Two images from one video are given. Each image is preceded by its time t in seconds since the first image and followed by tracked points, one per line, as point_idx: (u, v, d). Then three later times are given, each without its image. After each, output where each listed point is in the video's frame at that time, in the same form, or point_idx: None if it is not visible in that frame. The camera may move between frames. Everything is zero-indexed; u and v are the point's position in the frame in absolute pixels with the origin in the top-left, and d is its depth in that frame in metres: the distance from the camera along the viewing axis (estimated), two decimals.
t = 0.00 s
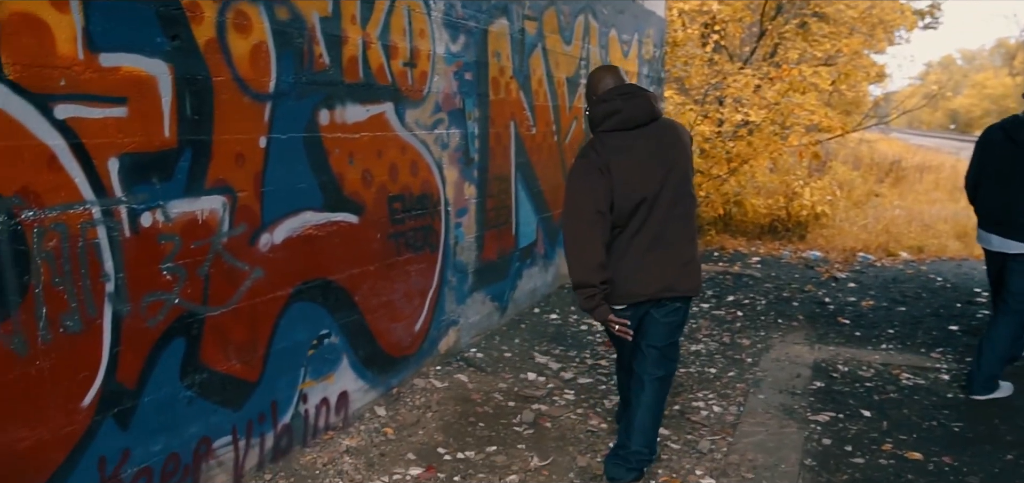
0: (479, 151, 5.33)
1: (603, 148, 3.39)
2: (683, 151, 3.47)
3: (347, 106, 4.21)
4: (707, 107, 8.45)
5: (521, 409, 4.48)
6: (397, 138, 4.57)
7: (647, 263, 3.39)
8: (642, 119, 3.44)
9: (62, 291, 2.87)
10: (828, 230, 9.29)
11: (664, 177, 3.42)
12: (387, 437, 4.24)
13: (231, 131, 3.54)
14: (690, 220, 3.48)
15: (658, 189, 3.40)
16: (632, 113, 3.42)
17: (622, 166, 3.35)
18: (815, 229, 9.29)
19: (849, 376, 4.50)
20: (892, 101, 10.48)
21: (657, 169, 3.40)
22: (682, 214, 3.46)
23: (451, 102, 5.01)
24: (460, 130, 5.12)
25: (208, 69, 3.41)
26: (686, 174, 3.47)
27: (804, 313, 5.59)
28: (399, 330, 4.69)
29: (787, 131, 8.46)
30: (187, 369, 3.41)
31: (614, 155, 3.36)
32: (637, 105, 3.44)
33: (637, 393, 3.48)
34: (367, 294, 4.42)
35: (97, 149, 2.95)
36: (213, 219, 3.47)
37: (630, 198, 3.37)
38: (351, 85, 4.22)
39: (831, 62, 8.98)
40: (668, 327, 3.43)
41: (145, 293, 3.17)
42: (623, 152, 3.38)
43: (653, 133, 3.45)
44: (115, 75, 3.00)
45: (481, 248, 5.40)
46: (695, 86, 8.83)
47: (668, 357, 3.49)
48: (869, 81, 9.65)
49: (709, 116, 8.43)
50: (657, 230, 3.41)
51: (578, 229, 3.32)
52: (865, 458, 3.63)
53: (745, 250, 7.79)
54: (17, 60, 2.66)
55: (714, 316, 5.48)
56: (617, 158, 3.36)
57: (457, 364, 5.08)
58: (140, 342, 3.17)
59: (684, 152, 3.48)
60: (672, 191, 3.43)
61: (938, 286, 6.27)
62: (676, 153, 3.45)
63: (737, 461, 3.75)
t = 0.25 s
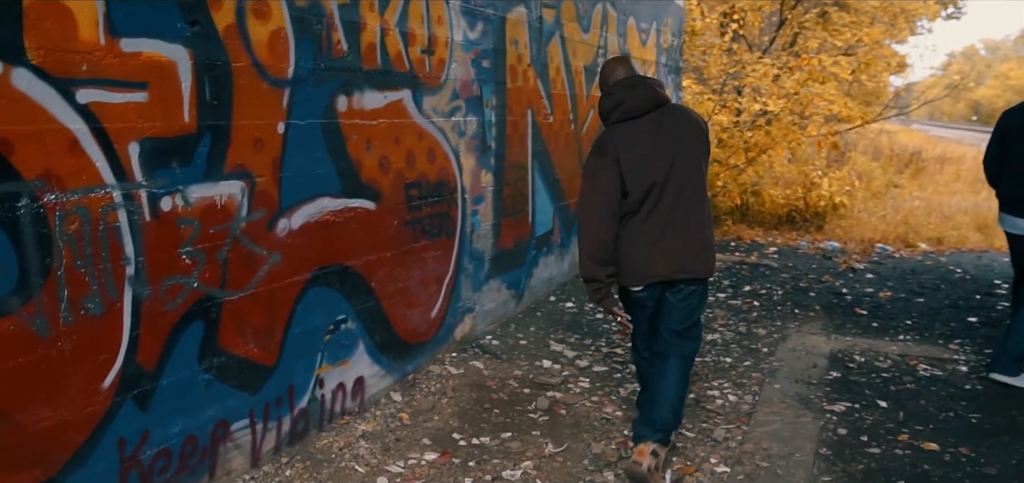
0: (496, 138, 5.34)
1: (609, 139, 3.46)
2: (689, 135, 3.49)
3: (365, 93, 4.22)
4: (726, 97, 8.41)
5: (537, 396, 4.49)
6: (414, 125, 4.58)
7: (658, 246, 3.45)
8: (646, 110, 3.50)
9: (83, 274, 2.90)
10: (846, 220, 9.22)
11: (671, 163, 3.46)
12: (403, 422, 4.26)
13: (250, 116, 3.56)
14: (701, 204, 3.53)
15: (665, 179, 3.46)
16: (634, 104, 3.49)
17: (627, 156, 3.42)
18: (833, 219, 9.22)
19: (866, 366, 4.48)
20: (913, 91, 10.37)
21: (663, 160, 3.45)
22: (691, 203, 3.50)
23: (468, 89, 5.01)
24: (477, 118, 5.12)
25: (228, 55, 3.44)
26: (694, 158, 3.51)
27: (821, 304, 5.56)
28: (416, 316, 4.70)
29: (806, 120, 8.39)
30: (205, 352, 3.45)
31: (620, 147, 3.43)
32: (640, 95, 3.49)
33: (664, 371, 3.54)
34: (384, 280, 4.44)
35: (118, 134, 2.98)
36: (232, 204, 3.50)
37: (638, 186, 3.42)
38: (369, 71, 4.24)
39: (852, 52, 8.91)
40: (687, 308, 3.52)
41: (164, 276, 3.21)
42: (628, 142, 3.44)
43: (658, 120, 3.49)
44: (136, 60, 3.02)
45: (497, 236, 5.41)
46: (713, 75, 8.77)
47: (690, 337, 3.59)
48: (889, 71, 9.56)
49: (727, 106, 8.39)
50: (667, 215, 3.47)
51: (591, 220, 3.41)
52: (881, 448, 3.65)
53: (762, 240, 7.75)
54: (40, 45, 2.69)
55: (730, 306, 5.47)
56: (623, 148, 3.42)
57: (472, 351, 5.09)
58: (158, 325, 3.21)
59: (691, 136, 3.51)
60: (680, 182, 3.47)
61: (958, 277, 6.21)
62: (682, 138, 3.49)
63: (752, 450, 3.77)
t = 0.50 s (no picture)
0: (505, 125, 5.33)
1: (609, 126, 3.71)
2: (688, 121, 3.66)
3: (374, 78, 4.22)
4: (736, 86, 8.37)
5: (542, 382, 4.50)
6: (423, 110, 4.58)
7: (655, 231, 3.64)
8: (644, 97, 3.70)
9: (92, 254, 2.92)
10: (855, 211, 9.16)
11: (670, 148, 3.65)
12: (409, 406, 4.28)
13: (259, 100, 3.57)
14: (702, 188, 3.67)
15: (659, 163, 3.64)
16: (633, 91, 3.70)
17: (624, 141, 3.65)
18: (842, 210, 9.17)
19: (872, 356, 4.47)
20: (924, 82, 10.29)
21: (656, 144, 3.64)
22: (684, 187, 3.64)
23: (477, 75, 5.00)
24: (486, 104, 5.11)
25: (237, 37, 3.44)
26: (694, 142, 3.66)
27: (828, 293, 5.55)
28: (423, 301, 4.71)
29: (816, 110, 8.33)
30: (213, 334, 3.47)
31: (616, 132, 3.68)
32: (638, 82, 3.70)
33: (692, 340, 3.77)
34: (391, 264, 4.44)
35: (128, 115, 3.00)
36: (240, 187, 3.52)
37: (635, 171, 3.64)
38: (378, 56, 4.24)
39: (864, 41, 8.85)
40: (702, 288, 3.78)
41: (172, 258, 3.22)
42: (625, 128, 3.67)
43: (656, 106, 3.69)
44: (147, 42, 3.03)
45: (505, 223, 5.41)
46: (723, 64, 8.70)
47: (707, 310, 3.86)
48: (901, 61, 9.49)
49: (736, 95, 8.35)
50: (665, 198, 3.64)
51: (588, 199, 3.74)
52: (886, 436, 3.68)
53: (770, 230, 7.72)
54: (51, 25, 2.70)
55: (737, 295, 5.46)
56: (621, 134, 3.66)
57: (479, 336, 5.10)
58: (166, 306, 3.23)
59: (692, 121, 3.68)
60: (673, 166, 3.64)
61: (966, 268, 6.18)
62: (681, 124, 3.67)
63: (757, 437, 3.79)
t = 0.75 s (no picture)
0: (502, 112, 5.32)
1: (603, 108, 3.77)
2: (681, 108, 3.71)
3: (371, 62, 4.21)
4: (734, 77, 8.33)
5: (535, 369, 4.50)
6: (420, 96, 4.57)
7: (638, 215, 3.71)
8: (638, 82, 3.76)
9: (86, 234, 2.92)
10: (852, 204, 9.14)
11: (660, 133, 3.70)
12: (402, 391, 4.29)
13: (255, 82, 3.56)
14: (688, 172, 3.72)
15: (647, 147, 3.70)
16: (628, 74, 3.75)
17: (614, 124, 3.73)
18: (838, 202, 9.14)
19: (864, 347, 4.48)
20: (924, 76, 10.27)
21: (647, 129, 3.70)
22: (672, 173, 3.71)
23: (475, 62, 4.99)
24: (484, 90, 5.10)
25: (234, 19, 3.43)
26: (687, 129, 3.71)
27: (822, 284, 5.56)
28: (417, 287, 4.71)
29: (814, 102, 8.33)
30: (208, 315, 3.47)
31: (609, 115, 3.75)
32: (635, 66, 3.75)
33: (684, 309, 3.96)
34: (386, 250, 4.44)
35: (124, 96, 2.99)
36: (236, 169, 3.51)
37: (622, 153, 3.73)
38: (376, 41, 4.23)
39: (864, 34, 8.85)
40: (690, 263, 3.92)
41: (167, 239, 3.23)
42: (617, 110, 3.74)
43: (651, 91, 3.75)
44: (143, 23, 3.02)
45: (501, 210, 5.42)
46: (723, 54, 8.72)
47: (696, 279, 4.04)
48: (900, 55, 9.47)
49: (735, 86, 8.33)
50: (650, 183, 3.71)
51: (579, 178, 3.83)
52: (876, 426, 3.72)
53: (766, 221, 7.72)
54: (46, 4, 2.70)
55: (731, 285, 5.46)
56: (612, 116, 3.74)
57: (473, 323, 5.10)
58: (161, 288, 3.23)
59: (688, 108, 3.72)
60: (661, 150, 3.69)
61: (961, 261, 6.19)
62: (673, 110, 3.71)
63: (748, 425, 3.80)
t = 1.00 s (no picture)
0: (485, 101, 5.31)
1: (579, 83, 3.81)
2: (656, 86, 3.71)
3: (353, 48, 4.18)
4: (718, 70, 8.35)
5: (515, 358, 4.50)
6: (402, 83, 4.55)
7: (607, 188, 3.74)
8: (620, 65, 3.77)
9: (61, 217, 2.89)
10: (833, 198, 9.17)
11: (632, 110, 3.72)
12: (381, 379, 4.28)
13: (234, 67, 3.52)
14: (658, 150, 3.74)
15: (619, 123, 3.73)
16: (610, 52, 3.77)
17: (593, 97, 3.77)
18: (820, 195, 9.19)
19: (842, 338, 4.51)
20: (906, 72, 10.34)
21: (620, 106, 3.73)
22: (641, 151, 3.73)
23: (458, 50, 4.97)
24: (466, 79, 5.08)
25: (213, 2, 3.40)
26: (665, 108, 3.72)
27: (802, 277, 5.59)
28: (397, 275, 4.69)
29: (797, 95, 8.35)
30: (185, 300, 3.44)
31: (584, 89, 3.79)
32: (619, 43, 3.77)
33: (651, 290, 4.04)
34: (366, 237, 4.42)
35: (101, 77, 2.95)
36: (214, 154, 3.48)
37: (595, 129, 3.77)
38: (358, 27, 4.20)
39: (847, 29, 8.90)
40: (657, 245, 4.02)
41: (144, 224, 3.19)
42: (597, 85, 3.77)
43: (630, 68, 3.76)
44: (120, 4, 2.99)
45: (483, 199, 5.40)
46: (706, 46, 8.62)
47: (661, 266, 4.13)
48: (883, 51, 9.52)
49: (718, 79, 8.36)
50: (622, 158, 3.74)
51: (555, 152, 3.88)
52: (852, 416, 3.75)
53: (748, 214, 7.75)
54: None
55: (711, 277, 5.48)
56: (588, 91, 3.78)
57: (453, 311, 5.08)
58: (137, 272, 3.20)
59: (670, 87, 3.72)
60: (632, 127, 3.72)
61: (938, 255, 6.24)
62: (649, 89, 3.72)
63: (726, 415, 3.82)
